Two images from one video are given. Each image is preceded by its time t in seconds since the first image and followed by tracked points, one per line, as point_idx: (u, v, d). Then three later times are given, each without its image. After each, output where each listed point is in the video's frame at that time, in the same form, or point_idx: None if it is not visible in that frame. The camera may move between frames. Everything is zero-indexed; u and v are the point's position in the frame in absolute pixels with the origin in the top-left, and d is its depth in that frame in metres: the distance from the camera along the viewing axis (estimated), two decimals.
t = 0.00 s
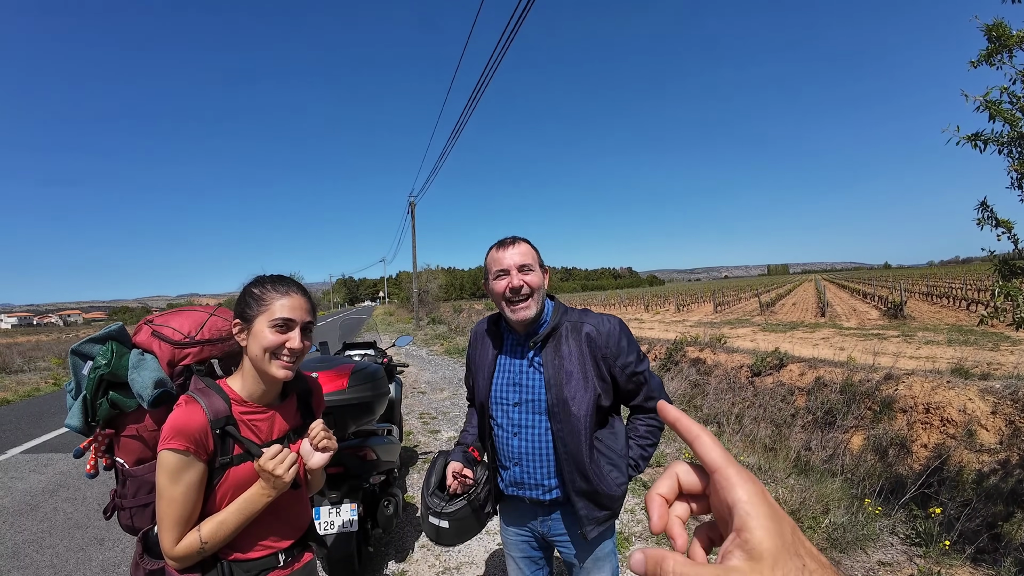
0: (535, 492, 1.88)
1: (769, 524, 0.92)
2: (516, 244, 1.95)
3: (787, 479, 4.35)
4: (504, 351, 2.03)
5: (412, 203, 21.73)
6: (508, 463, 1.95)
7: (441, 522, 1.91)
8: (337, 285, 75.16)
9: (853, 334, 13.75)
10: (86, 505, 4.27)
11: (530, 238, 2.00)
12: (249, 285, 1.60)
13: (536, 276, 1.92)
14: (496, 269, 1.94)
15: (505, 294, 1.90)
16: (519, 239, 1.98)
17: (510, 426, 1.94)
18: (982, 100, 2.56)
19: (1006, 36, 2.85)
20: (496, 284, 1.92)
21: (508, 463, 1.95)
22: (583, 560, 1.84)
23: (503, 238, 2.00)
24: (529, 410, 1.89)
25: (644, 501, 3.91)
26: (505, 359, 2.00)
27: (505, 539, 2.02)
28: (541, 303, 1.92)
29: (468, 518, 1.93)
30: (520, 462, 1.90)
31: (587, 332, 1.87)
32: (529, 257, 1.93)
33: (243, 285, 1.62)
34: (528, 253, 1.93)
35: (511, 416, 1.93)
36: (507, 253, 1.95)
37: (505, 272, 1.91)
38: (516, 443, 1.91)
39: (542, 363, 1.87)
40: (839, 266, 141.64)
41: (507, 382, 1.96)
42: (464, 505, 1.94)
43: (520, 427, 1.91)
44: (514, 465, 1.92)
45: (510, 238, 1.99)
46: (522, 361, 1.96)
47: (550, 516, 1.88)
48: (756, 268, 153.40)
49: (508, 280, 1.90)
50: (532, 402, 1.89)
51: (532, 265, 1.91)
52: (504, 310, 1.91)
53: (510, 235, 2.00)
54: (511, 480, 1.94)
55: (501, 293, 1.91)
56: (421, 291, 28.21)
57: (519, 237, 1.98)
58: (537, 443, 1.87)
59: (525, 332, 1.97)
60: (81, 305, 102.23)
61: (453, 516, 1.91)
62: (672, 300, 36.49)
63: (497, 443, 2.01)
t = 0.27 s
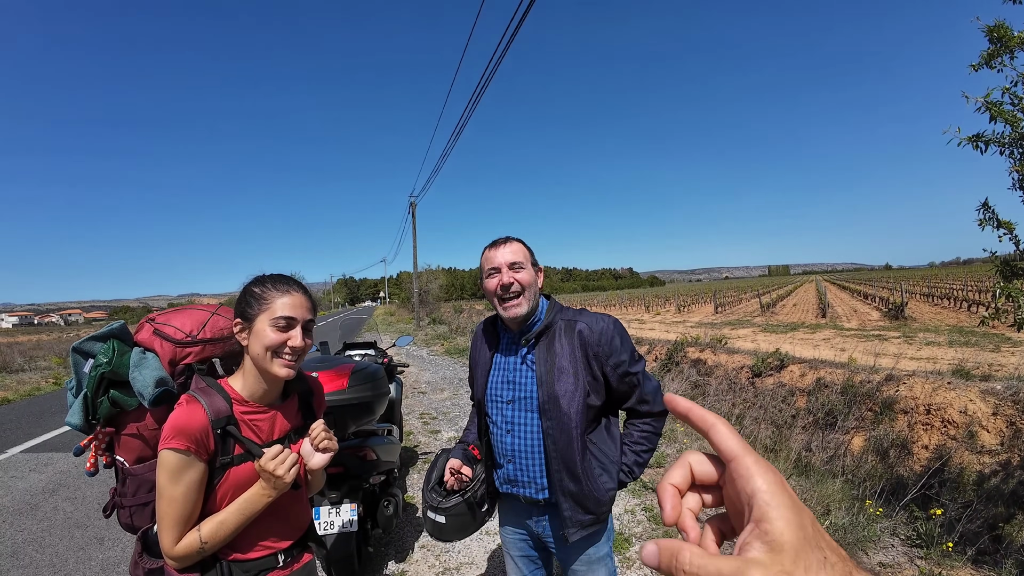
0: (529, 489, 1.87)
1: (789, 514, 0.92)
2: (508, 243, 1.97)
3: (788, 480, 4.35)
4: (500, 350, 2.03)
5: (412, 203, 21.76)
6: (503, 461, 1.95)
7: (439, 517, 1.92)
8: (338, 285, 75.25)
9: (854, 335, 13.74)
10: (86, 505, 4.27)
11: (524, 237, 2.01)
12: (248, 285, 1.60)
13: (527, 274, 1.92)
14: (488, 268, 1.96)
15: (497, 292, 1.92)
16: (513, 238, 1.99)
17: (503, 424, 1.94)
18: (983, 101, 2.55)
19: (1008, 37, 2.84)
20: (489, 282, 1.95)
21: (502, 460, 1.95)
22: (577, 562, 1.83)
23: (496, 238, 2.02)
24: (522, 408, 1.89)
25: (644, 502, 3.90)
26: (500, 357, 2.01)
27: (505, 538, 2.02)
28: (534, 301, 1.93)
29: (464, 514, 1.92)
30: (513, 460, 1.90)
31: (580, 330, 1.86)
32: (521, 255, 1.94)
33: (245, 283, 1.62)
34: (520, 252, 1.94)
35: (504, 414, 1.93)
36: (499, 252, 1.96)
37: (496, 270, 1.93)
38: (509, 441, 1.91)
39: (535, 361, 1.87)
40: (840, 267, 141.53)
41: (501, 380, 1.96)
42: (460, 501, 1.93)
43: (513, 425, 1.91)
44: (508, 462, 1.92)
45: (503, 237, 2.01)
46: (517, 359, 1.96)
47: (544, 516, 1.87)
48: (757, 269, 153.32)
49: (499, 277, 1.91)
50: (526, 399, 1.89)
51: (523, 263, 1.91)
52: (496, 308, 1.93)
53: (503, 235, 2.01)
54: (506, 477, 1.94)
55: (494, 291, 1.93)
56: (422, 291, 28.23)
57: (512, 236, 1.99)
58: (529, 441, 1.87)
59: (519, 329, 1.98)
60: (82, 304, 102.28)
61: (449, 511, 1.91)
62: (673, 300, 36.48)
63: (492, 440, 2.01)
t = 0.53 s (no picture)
0: (527, 489, 1.87)
1: None
2: (510, 241, 1.94)
3: (790, 481, 4.34)
4: (501, 349, 2.03)
5: (413, 203, 21.74)
6: (502, 459, 1.95)
7: (439, 513, 1.95)
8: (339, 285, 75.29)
9: (855, 336, 13.71)
10: (87, 503, 4.27)
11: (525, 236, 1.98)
12: (252, 283, 1.59)
13: (527, 273, 1.90)
14: (489, 266, 1.94)
15: (497, 291, 1.91)
16: (514, 236, 1.97)
17: (503, 423, 1.93)
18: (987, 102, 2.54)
19: (1011, 38, 2.83)
20: (488, 280, 1.94)
21: (502, 459, 1.95)
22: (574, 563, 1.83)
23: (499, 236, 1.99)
24: (521, 406, 1.89)
25: (645, 502, 3.89)
26: (501, 356, 2.00)
27: (505, 537, 2.02)
28: (534, 300, 1.92)
29: (463, 512, 1.95)
30: (512, 458, 1.90)
31: (581, 329, 1.86)
32: (521, 253, 1.91)
33: (249, 280, 1.62)
34: (521, 250, 1.91)
35: (504, 412, 1.93)
36: (500, 250, 1.94)
37: (496, 269, 1.91)
38: (508, 439, 1.91)
39: (535, 360, 1.87)
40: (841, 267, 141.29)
41: (502, 379, 1.96)
42: (459, 498, 1.96)
43: (512, 424, 1.90)
44: (507, 461, 1.92)
45: (505, 235, 1.98)
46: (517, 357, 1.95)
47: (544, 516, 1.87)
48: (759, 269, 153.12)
49: (499, 276, 1.89)
50: (526, 398, 1.88)
51: (523, 262, 1.89)
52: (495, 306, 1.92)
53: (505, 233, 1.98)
54: (505, 476, 1.93)
55: (493, 289, 1.92)
56: (424, 291, 28.24)
57: (514, 235, 1.96)
58: (529, 440, 1.86)
59: (520, 327, 1.97)
60: (84, 303, 102.51)
61: (449, 508, 1.94)
62: (675, 301, 36.43)
63: (491, 439, 2.01)
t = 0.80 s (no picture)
0: (533, 491, 1.87)
1: None
2: (518, 243, 1.92)
3: (791, 481, 4.33)
4: (505, 350, 2.01)
5: (415, 202, 21.75)
6: (506, 461, 1.94)
7: (441, 516, 1.92)
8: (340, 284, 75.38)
9: (858, 336, 13.68)
10: (88, 502, 4.28)
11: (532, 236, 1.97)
12: (255, 283, 1.59)
13: (537, 275, 1.89)
14: (497, 268, 1.91)
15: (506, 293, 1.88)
16: (521, 237, 1.94)
17: (508, 424, 1.92)
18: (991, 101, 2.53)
19: (1015, 37, 2.82)
20: (498, 283, 1.91)
21: (505, 460, 1.94)
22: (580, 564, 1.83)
23: (505, 236, 1.96)
24: (526, 408, 1.88)
25: (647, 502, 3.89)
26: (506, 357, 1.99)
27: (507, 539, 2.01)
28: (542, 301, 1.92)
29: (466, 514, 1.93)
30: (518, 461, 1.89)
31: (587, 331, 1.85)
32: (531, 255, 1.90)
33: (251, 280, 1.62)
34: (530, 252, 1.90)
35: (509, 414, 1.92)
36: (509, 251, 1.91)
37: (506, 272, 1.88)
38: (513, 441, 1.90)
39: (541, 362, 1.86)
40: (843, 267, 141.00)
41: (506, 380, 1.95)
42: (462, 500, 1.94)
43: (517, 425, 1.90)
44: (512, 463, 1.91)
45: (512, 235, 1.96)
46: (522, 358, 1.95)
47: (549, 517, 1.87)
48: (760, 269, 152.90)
49: (509, 279, 1.87)
50: (531, 400, 1.87)
51: (533, 265, 1.88)
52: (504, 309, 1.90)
53: (512, 233, 1.96)
54: (509, 478, 1.93)
55: (503, 292, 1.89)
56: (425, 291, 28.26)
57: (521, 235, 1.94)
58: (534, 442, 1.86)
59: (526, 328, 1.96)
60: (86, 301, 102.80)
61: (451, 511, 1.92)
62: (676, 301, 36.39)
63: (495, 441, 2.00)
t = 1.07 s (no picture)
0: (538, 493, 1.87)
1: None
2: (526, 243, 1.91)
3: (792, 480, 4.33)
4: (509, 350, 2.01)
5: (416, 200, 21.77)
6: (511, 463, 1.94)
7: (444, 520, 1.91)
8: (341, 283, 75.44)
9: (859, 335, 13.65)
10: (89, 500, 4.29)
11: (537, 235, 1.97)
12: (256, 282, 1.59)
13: (546, 276, 1.90)
14: (506, 270, 1.89)
15: (516, 295, 1.87)
16: (527, 237, 1.94)
17: (513, 425, 1.92)
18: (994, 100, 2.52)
19: (1018, 35, 2.81)
20: (507, 285, 1.89)
21: (510, 462, 1.94)
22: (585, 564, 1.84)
23: (511, 235, 1.95)
24: (533, 409, 1.88)
25: (648, 501, 3.89)
26: (509, 357, 1.99)
27: (509, 541, 2.01)
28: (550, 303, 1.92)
29: (470, 517, 1.92)
30: (523, 462, 1.89)
31: (593, 331, 1.86)
32: (539, 257, 1.90)
33: (252, 279, 1.61)
34: (538, 253, 1.90)
35: (514, 415, 1.92)
36: (516, 252, 1.89)
37: (516, 274, 1.87)
38: (518, 443, 1.90)
39: (547, 362, 1.86)
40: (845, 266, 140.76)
41: (510, 380, 1.94)
42: (466, 503, 1.93)
43: (523, 426, 1.90)
44: (517, 465, 1.91)
45: (518, 235, 1.94)
46: (526, 359, 1.94)
47: (554, 518, 1.87)
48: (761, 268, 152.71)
49: (520, 281, 1.86)
50: (536, 400, 1.88)
51: (542, 267, 1.88)
52: (513, 311, 1.88)
53: (518, 233, 1.95)
54: (514, 479, 1.93)
55: (513, 294, 1.88)
56: (426, 289, 28.28)
57: (527, 235, 1.94)
58: (539, 443, 1.86)
59: (531, 329, 1.95)
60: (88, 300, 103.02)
61: (455, 514, 1.90)
62: (678, 300, 36.36)
63: (500, 442, 2.00)
